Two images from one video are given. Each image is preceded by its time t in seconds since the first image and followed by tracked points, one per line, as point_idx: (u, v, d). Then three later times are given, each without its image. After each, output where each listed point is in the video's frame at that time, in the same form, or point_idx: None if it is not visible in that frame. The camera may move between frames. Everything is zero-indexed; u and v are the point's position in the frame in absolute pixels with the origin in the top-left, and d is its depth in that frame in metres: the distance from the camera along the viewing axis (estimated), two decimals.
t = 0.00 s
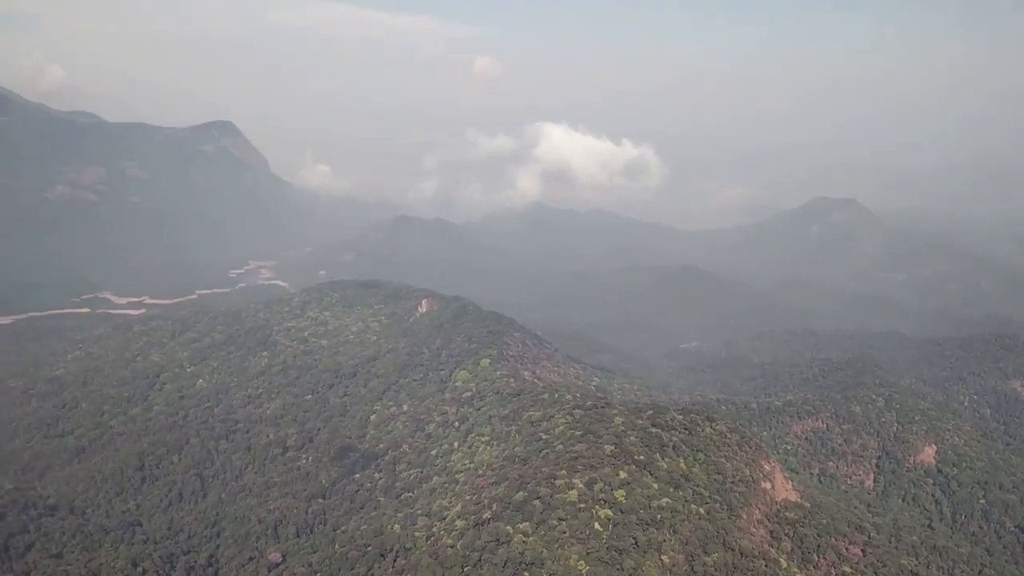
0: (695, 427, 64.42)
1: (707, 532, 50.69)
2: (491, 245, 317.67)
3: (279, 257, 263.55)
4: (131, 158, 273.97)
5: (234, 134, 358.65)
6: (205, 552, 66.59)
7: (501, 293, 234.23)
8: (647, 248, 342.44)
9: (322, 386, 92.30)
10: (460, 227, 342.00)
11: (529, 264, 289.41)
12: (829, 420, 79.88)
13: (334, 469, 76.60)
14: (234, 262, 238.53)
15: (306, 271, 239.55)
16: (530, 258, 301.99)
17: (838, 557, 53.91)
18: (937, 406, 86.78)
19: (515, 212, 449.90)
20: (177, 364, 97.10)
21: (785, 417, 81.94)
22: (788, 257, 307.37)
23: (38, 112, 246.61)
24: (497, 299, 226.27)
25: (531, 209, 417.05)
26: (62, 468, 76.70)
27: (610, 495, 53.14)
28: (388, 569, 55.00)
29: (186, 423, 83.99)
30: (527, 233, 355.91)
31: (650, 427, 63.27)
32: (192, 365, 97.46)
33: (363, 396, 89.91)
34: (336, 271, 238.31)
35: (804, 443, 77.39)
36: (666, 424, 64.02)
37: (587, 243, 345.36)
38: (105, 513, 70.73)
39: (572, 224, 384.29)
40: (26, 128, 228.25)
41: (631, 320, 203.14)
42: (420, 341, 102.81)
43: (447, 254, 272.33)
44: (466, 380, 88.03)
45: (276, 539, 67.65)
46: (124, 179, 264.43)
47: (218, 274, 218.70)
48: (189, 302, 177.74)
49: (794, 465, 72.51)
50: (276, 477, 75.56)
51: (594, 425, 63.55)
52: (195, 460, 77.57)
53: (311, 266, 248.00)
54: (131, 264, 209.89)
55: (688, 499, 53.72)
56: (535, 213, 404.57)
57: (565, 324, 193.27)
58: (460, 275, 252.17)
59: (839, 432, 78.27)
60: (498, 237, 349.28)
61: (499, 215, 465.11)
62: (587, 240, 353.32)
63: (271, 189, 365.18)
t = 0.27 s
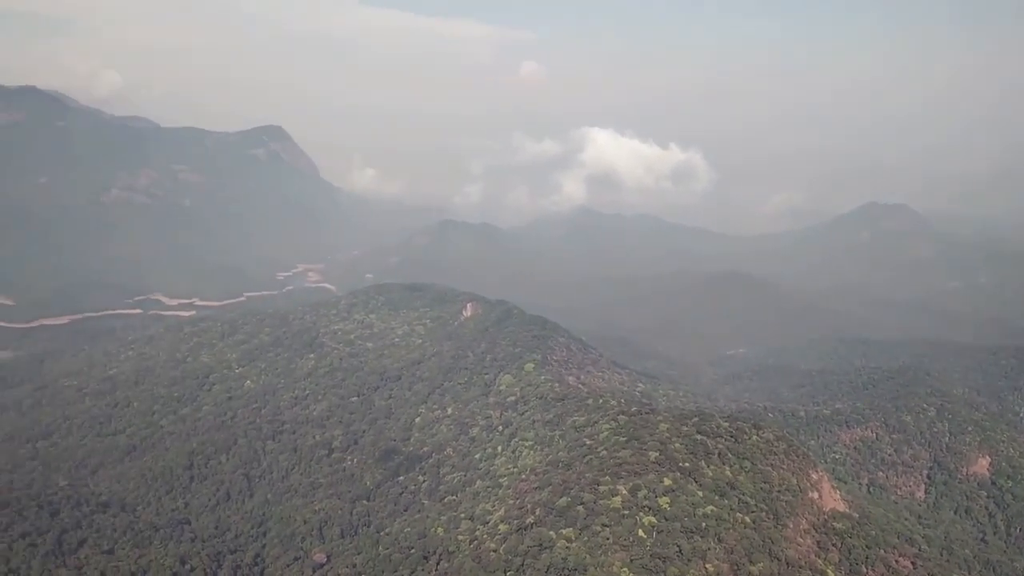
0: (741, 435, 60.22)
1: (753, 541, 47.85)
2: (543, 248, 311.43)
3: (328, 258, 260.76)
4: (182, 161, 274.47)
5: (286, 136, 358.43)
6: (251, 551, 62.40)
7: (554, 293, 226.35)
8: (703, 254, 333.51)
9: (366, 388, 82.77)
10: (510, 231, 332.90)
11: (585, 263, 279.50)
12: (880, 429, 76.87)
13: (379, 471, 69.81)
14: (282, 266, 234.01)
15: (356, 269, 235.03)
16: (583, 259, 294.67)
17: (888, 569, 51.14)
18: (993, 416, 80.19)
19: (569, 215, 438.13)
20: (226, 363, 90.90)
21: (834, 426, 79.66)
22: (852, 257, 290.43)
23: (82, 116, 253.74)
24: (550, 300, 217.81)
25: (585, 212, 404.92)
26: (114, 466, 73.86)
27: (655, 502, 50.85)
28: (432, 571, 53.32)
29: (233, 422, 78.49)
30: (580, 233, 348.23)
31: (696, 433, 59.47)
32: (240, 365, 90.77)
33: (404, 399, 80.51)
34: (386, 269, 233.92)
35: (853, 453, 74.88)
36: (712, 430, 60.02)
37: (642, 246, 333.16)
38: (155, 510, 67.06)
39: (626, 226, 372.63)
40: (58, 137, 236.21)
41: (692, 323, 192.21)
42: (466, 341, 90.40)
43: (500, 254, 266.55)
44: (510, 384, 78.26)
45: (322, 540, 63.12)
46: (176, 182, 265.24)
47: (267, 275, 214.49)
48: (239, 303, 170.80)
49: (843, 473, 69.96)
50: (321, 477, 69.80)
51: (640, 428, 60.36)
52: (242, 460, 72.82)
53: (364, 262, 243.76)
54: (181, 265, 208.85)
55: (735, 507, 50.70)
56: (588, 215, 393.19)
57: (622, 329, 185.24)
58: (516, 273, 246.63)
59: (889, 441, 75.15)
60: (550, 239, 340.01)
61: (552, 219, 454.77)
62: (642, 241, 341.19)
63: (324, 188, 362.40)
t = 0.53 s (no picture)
0: (790, 443, 57.94)
1: (801, 551, 45.61)
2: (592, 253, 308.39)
3: (375, 260, 261.35)
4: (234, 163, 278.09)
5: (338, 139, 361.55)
6: (298, 550, 61.95)
7: (602, 299, 223.18)
8: (756, 259, 326.24)
9: (413, 390, 81.39)
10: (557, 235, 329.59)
11: (634, 269, 275.35)
12: (933, 439, 73.49)
13: (424, 473, 68.30)
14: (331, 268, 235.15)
15: (404, 272, 234.75)
16: (633, 263, 291.09)
17: None
18: None
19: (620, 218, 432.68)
20: (276, 364, 90.87)
21: (884, 436, 75.60)
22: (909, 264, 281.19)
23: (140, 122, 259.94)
24: (598, 305, 214.61)
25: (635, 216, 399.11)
26: (166, 464, 74.27)
27: (700, 509, 49.00)
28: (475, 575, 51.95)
29: (282, 422, 78.20)
30: (629, 238, 344.25)
31: (743, 441, 57.33)
32: (290, 366, 90.71)
33: (449, 402, 78.37)
34: (433, 272, 233.46)
35: (904, 465, 71.40)
36: (759, 439, 57.84)
37: (692, 251, 327.14)
38: (204, 508, 67.23)
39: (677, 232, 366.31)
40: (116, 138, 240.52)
41: (746, 329, 187.36)
42: (513, 344, 87.84)
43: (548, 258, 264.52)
44: (556, 389, 75.83)
45: (367, 541, 62.30)
46: (228, 184, 268.94)
47: (316, 277, 215.59)
48: (288, 305, 171.26)
49: (893, 485, 66.76)
50: (367, 478, 68.71)
51: (686, 435, 58.50)
52: (290, 460, 72.34)
53: (412, 265, 243.59)
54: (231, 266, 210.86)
55: (782, 516, 48.52)
56: (638, 219, 387.45)
57: (672, 335, 181.75)
58: (565, 277, 244.56)
59: (942, 453, 71.81)
60: (598, 244, 336.13)
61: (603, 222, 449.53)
62: (692, 247, 334.79)
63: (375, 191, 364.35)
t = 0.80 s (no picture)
0: (839, 452, 56.20)
1: (850, 564, 44.06)
2: (639, 258, 305.83)
3: (422, 263, 262.12)
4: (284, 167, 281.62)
5: (387, 143, 364.32)
6: (343, 550, 61.74)
7: (650, 304, 220.72)
8: (806, 266, 319.46)
9: (459, 394, 80.69)
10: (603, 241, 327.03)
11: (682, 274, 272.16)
12: (987, 452, 70.95)
13: (468, 476, 67.54)
14: (378, 270, 236.57)
15: (451, 276, 235.07)
16: (681, 269, 287.86)
17: None
18: None
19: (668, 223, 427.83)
20: (323, 366, 91.37)
21: (936, 447, 72.85)
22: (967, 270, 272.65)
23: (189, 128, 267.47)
24: (645, 310, 212.66)
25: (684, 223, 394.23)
26: (216, 462, 74.93)
27: (746, 518, 47.71)
28: None
29: (329, 423, 78.41)
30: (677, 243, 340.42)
31: (792, 449, 55.67)
32: (337, 367, 91.13)
33: (495, 407, 77.47)
34: (477, 276, 233.66)
35: (958, 476, 68.80)
36: (808, 446, 56.16)
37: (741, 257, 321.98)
38: (253, 507, 67.62)
39: (726, 237, 361.00)
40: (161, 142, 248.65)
41: (796, 337, 183.52)
42: (558, 348, 86.59)
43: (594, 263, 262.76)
44: (602, 395, 74.30)
45: (411, 542, 61.99)
46: (279, 188, 272.80)
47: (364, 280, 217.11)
48: (335, 307, 172.56)
49: (945, 498, 64.08)
50: (412, 480, 68.35)
51: (732, 442, 57.14)
52: (336, 461, 72.42)
53: (458, 269, 244.04)
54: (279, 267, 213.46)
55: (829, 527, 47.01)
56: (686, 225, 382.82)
57: (720, 342, 178.98)
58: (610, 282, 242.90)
59: (998, 466, 69.25)
60: (645, 249, 332.65)
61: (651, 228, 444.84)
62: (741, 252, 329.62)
63: (422, 195, 366.45)
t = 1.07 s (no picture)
0: (889, 464, 54.41)
1: None
2: (687, 264, 302.34)
3: (468, 267, 262.36)
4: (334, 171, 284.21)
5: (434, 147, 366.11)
6: (386, 553, 61.59)
7: (698, 310, 217.76)
8: (859, 274, 312.51)
9: (504, 398, 80.05)
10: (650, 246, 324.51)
11: (730, 281, 268.35)
12: None
13: (512, 481, 66.87)
14: (424, 274, 237.39)
15: (496, 280, 234.81)
16: (730, 275, 283.81)
17: None
18: None
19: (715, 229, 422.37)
20: (370, 368, 91.75)
21: (992, 461, 70.14)
22: None
23: (241, 132, 272.46)
24: (694, 317, 209.86)
25: (731, 228, 388.59)
26: (263, 462, 75.49)
27: (793, 528, 46.44)
28: None
29: (375, 425, 78.50)
30: (726, 249, 335.63)
31: (841, 459, 54.01)
32: (383, 370, 91.34)
33: (539, 412, 76.68)
34: (523, 281, 233.30)
35: (1015, 491, 66.05)
36: (858, 457, 54.46)
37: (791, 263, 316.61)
38: (299, 507, 67.87)
39: (775, 243, 354.93)
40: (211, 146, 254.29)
41: (848, 346, 179.30)
42: (604, 354, 85.42)
43: (642, 268, 260.50)
44: (647, 401, 73.01)
45: (454, 546, 61.55)
46: (328, 192, 275.93)
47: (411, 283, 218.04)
48: (382, 310, 173.56)
49: (1001, 512, 61.54)
50: (457, 483, 68.00)
51: (780, 451, 55.67)
52: (382, 463, 72.46)
53: (504, 273, 243.88)
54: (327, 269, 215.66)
55: (879, 540, 45.43)
56: (734, 231, 377.57)
57: (769, 349, 175.73)
58: (658, 288, 240.55)
59: None
60: (693, 255, 329.20)
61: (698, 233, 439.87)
62: (791, 259, 324.12)
63: (470, 199, 367.18)
